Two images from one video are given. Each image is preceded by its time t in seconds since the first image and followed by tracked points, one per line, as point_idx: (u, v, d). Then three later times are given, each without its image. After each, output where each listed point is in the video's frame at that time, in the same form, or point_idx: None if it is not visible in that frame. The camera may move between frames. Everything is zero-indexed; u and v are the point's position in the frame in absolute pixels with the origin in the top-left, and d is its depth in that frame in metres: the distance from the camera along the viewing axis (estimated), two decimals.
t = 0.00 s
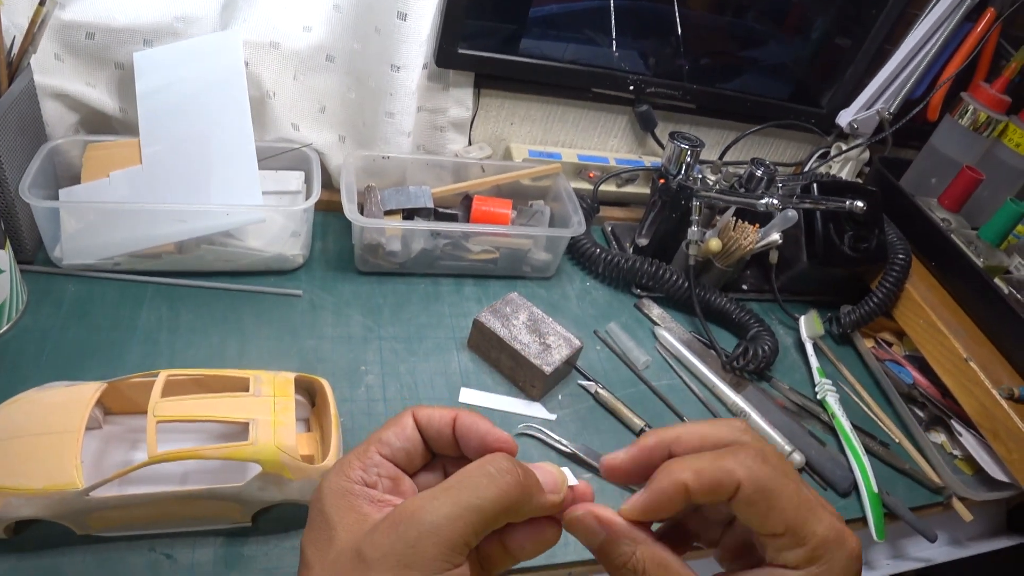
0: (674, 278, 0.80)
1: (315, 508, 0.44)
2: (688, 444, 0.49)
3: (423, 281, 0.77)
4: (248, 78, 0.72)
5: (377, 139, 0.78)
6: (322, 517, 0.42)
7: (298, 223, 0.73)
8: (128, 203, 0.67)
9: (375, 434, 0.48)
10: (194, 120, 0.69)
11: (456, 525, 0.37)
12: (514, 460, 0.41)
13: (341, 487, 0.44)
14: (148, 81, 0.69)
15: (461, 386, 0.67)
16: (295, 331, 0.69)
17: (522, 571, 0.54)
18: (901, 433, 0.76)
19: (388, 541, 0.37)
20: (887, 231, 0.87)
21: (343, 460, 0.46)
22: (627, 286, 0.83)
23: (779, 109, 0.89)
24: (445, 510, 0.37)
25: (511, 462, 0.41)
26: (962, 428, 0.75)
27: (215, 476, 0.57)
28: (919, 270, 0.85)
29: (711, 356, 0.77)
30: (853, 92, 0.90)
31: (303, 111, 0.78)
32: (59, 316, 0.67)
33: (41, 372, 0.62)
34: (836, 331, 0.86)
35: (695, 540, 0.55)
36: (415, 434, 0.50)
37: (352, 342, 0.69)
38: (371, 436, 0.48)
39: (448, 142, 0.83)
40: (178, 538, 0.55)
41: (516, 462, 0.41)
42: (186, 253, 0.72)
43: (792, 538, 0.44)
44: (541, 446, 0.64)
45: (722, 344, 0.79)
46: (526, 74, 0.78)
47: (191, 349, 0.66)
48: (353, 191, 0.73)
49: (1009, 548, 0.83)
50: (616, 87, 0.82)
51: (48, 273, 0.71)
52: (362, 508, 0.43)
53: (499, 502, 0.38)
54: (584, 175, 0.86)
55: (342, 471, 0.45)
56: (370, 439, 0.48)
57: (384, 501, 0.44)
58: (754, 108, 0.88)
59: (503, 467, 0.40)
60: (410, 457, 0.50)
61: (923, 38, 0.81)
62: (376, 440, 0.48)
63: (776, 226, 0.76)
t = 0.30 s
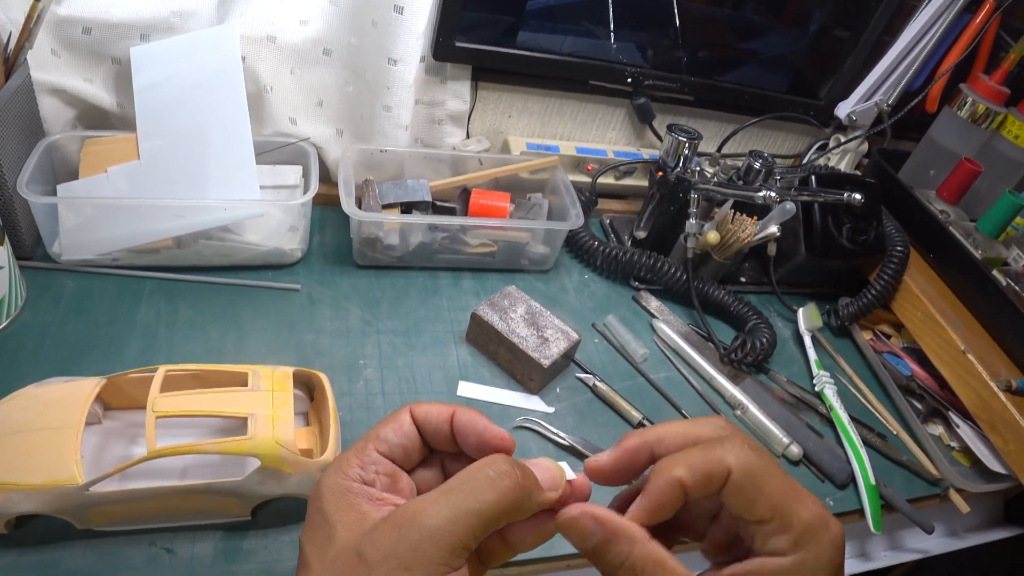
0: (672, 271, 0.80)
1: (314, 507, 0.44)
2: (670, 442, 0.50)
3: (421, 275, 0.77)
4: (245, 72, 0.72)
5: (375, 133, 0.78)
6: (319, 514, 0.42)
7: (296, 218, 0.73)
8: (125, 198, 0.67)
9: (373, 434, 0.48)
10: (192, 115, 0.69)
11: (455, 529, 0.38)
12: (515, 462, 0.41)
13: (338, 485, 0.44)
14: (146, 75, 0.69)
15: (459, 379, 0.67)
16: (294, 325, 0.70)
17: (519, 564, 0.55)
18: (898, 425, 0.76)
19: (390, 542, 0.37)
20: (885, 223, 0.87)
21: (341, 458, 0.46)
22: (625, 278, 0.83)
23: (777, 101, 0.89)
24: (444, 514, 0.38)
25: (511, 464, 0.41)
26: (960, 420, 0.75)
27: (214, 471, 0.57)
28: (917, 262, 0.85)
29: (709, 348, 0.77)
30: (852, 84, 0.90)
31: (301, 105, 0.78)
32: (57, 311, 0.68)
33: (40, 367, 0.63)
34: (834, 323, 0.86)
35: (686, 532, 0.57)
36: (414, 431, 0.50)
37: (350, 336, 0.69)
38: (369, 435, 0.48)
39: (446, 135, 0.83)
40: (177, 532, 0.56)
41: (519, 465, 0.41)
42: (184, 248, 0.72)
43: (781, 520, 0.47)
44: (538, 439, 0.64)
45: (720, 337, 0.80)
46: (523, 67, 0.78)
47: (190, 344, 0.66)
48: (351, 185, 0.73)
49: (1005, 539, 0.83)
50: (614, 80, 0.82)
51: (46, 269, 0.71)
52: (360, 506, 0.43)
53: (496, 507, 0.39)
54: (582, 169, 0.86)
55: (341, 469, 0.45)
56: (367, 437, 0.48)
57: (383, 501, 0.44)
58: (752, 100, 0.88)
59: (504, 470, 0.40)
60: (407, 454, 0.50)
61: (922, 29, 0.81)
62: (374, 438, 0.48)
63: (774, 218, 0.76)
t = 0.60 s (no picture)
0: (683, 260, 0.80)
1: (329, 524, 0.44)
2: (639, 492, 0.47)
3: (434, 267, 0.78)
4: (256, 68, 0.73)
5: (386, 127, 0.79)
6: (340, 562, 0.43)
7: (310, 212, 0.74)
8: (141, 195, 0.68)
9: (404, 467, 0.46)
10: (205, 111, 0.70)
11: None
12: (556, 557, 0.43)
13: (370, 530, 0.43)
14: (159, 72, 0.69)
15: (474, 370, 0.68)
16: (310, 318, 0.70)
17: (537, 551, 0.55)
18: (909, 412, 0.77)
19: None
20: (894, 211, 0.87)
21: (364, 482, 0.45)
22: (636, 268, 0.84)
23: (785, 90, 0.89)
24: None
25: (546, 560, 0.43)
26: (969, 406, 0.76)
27: (236, 463, 0.58)
28: (927, 249, 0.85)
29: (721, 337, 0.78)
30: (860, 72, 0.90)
31: (312, 100, 0.78)
32: (76, 308, 0.69)
33: (61, 363, 0.64)
34: (844, 311, 0.87)
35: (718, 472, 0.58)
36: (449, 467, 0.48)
37: (365, 329, 0.70)
38: (393, 455, 0.47)
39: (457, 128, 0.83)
40: (201, 524, 0.57)
41: (549, 549, 0.43)
42: (200, 244, 0.72)
43: (751, 483, 0.47)
44: (553, 428, 0.64)
45: (731, 326, 0.80)
46: (532, 60, 0.78)
47: (207, 338, 0.67)
48: (364, 178, 0.73)
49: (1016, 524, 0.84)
50: (623, 70, 0.82)
51: (64, 266, 0.72)
52: (391, 556, 0.43)
53: None
54: (592, 160, 0.87)
55: (371, 496, 0.44)
56: (398, 468, 0.46)
57: (405, 539, 0.44)
58: (760, 89, 0.88)
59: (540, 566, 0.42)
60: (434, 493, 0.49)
61: (932, 13, 0.81)
62: (403, 478, 0.46)
63: (784, 207, 0.76)
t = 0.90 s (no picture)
0: (712, 249, 0.80)
1: (309, 518, 0.40)
2: (615, 451, 0.47)
3: (465, 258, 0.79)
4: (288, 62, 0.74)
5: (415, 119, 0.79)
6: (319, 562, 0.39)
7: (342, 204, 0.74)
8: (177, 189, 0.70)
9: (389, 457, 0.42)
10: (240, 105, 0.71)
11: None
12: (510, 529, 0.43)
13: (354, 531, 0.40)
14: (193, 66, 0.70)
15: (506, 359, 0.69)
16: (344, 309, 0.71)
17: (571, 538, 0.56)
18: (939, 400, 0.76)
19: None
20: (925, 198, 0.86)
21: (346, 474, 0.41)
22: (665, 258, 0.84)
23: (813, 78, 0.89)
24: None
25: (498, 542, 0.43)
26: (1001, 395, 0.75)
27: (275, 452, 0.59)
28: (959, 238, 0.84)
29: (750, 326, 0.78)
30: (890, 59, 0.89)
31: (342, 93, 0.79)
32: (116, 301, 0.70)
33: (104, 354, 0.65)
34: (874, 300, 0.86)
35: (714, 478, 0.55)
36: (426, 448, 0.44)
37: (398, 319, 0.71)
38: (376, 442, 0.43)
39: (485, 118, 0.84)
40: (241, 511, 0.58)
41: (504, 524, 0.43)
42: (235, 237, 0.74)
43: (705, 469, 0.43)
44: (585, 417, 0.65)
45: (761, 315, 0.80)
46: (560, 50, 0.78)
47: (243, 329, 0.68)
48: (394, 170, 0.74)
49: None
50: (650, 59, 0.82)
51: (103, 260, 0.73)
52: (376, 548, 0.40)
53: None
54: (620, 149, 0.87)
55: (355, 488, 0.41)
56: (385, 459, 0.42)
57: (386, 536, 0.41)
58: (789, 76, 0.88)
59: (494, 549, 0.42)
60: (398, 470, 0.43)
61: None
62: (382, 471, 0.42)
63: (813, 196, 0.76)
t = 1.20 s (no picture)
0: (723, 241, 0.80)
1: (250, 385, 0.44)
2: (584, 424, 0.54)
3: (478, 254, 0.80)
4: (301, 67, 0.75)
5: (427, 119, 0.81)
6: (249, 421, 0.43)
7: (357, 205, 0.76)
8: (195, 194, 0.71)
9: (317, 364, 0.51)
10: (256, 110, 0.73)
11: (319, 502, 0.49)
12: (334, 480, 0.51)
13: (279, 403, 0.45)
14: (210, 74, 0.72)
15: (520, 353, 0.70)
16: (360, 307, 0.73)
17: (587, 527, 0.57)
18: (953, 387, 0.76)
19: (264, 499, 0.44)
20: (938, 185, 0.85)
21: (290, 366, 0.47)
22: (676, 250, 0.84)
23: (823, 66, 0.89)
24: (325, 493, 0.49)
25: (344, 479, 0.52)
26: (1016, 381, 0.75)
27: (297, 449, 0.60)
28: (972, 224, 0.84)
29: (762, 316, 0.78)
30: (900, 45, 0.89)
31: (354, 95, 0.81)
32: (139, 304, 0.72)
33: (128, 356, 0.68)
34: (887, 288, 0.86)
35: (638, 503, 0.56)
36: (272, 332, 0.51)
37: (413, 316, 0.72)
38: (303, 341, 0.50)
39: (497, 116, 0.85)
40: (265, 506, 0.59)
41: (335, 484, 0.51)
42: (253, 239, 0.75)
43: (657, 438, 0.52)
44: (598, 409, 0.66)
45: (773, 305, 0.80)
46: (568, 46, 0.79)
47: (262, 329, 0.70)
48: (407, 170, 0.75)
49: None
50: (659, 53, 0.83)
51: (126, 264, 0.76)
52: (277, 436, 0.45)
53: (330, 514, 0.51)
54: (631, 143, 0.87)
55: (290, 373, 0.47)
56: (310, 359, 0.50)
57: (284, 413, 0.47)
58: (798, 66, 0.88)
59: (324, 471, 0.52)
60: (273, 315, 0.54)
61: None
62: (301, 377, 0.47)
63: (824, 185, 0.76)
